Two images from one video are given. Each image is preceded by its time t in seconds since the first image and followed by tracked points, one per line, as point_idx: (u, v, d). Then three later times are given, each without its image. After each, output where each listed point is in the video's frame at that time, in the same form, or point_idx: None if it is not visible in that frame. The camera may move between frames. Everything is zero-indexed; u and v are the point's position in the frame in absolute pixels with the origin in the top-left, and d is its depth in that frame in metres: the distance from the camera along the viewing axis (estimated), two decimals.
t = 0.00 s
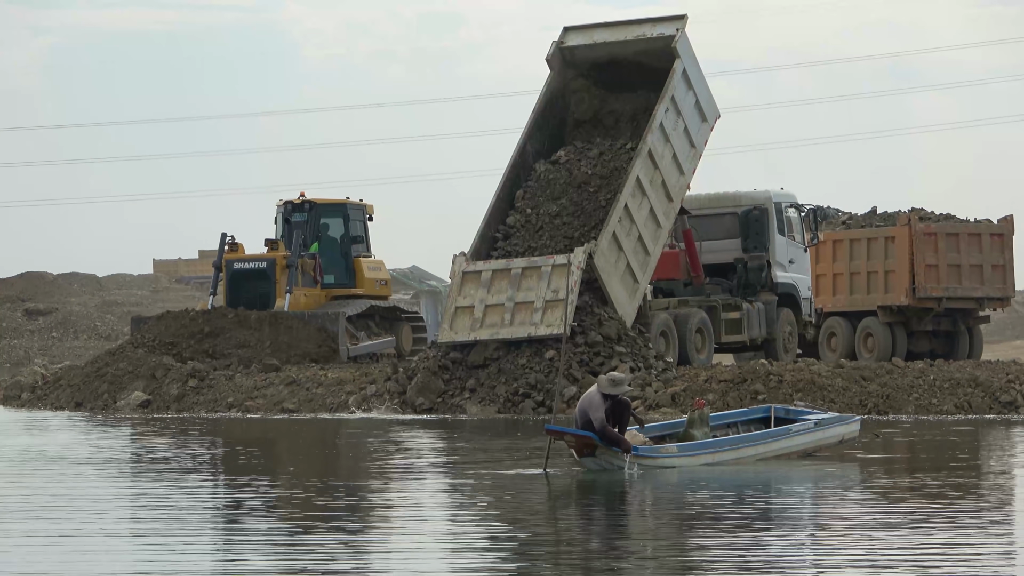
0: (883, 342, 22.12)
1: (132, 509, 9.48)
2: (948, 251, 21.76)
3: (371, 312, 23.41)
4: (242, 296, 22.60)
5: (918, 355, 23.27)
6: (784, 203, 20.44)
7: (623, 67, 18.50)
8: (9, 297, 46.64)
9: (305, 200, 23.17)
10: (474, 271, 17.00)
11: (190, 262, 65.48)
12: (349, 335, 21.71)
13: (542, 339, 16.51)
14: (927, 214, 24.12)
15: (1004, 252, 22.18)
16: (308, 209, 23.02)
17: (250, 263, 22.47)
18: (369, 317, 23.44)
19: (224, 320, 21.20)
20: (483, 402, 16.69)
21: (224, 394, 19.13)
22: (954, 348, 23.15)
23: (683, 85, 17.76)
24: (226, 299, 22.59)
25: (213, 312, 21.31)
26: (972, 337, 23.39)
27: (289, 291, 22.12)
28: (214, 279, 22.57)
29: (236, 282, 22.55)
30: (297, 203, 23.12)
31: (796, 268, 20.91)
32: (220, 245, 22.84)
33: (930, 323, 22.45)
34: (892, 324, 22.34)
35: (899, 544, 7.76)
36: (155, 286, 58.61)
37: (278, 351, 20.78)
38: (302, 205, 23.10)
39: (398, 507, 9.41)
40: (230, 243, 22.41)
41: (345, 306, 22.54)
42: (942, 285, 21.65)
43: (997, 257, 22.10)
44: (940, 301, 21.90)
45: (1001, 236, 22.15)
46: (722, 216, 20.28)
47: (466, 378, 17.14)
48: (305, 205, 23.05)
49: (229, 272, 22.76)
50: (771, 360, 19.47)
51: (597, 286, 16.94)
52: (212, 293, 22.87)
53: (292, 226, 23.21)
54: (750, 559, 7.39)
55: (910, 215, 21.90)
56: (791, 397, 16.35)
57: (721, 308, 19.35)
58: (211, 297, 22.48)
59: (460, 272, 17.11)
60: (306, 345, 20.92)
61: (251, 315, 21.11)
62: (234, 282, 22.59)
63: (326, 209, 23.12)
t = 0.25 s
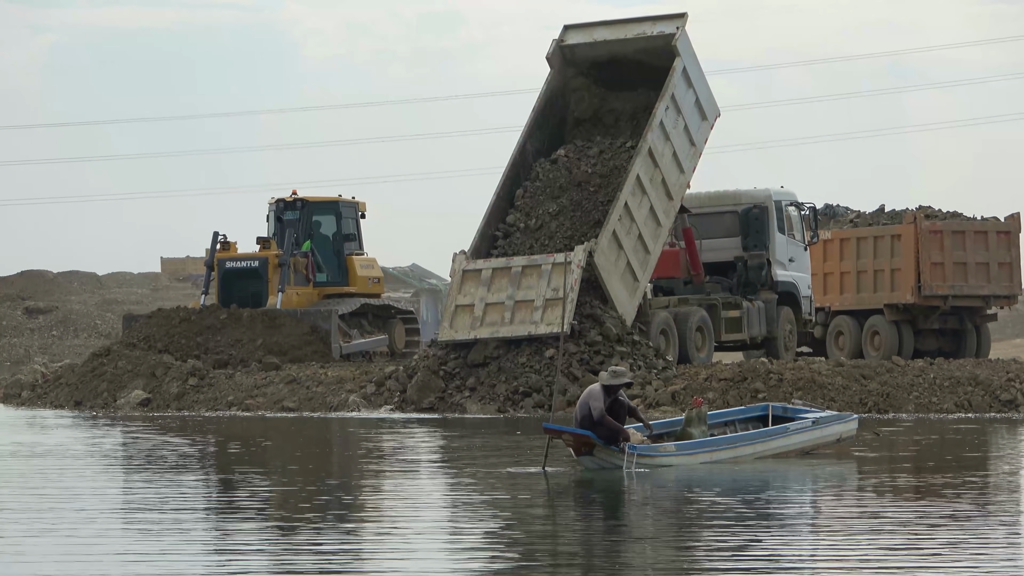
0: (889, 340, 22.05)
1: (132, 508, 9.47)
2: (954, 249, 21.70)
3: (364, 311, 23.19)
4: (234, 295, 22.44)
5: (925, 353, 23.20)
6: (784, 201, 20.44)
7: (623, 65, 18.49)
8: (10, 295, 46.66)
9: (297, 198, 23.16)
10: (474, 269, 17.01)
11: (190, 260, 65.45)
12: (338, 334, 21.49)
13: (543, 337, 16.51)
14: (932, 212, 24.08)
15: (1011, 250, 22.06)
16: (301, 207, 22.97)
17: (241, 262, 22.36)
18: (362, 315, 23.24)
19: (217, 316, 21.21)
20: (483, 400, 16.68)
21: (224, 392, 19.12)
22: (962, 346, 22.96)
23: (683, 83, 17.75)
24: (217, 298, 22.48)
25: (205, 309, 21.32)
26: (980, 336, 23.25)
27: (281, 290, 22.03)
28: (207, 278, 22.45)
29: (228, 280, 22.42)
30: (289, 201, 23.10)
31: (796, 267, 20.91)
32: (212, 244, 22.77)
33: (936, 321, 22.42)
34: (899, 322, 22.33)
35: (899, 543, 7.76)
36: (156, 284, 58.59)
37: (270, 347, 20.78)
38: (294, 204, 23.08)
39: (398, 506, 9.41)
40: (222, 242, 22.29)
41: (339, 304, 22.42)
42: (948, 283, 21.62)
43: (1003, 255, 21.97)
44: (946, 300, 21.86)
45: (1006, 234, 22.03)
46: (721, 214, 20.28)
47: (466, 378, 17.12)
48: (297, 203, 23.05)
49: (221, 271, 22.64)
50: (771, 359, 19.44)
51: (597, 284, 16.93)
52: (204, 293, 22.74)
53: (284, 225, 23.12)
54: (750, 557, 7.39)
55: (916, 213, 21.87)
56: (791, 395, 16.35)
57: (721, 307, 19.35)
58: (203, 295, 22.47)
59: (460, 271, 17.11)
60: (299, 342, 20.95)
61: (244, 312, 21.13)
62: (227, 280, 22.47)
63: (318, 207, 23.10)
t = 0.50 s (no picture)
0: (895, 338, 22.04)
1: (130, 506, 9.46)
2: (960, 247, 21.46)
3: (357, 308, 23.16)
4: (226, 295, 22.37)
5: (933, 351, 23.13)
6: (784, 200, 20.43)
7: (624, 63, 18.48)
8: (10, 293, 46.68)
9: (289, 197, 23.22)
10: (474, 267, 17.00)
11: (192, 258, 65.40)
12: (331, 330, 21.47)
13: (543, 336, 16.51)
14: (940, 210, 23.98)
15: (1018, 247, 21.81)
16: (293, 205, 23.04)
17: (233, 261, 22.26)
18: (355, 312, 23.22)
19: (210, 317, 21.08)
20: (483, 398, 16.68)
21: (225, 390, 19.12)
22: (968, 343, 22.86)
23: (684, 81, 17.74)
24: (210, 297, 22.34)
25: (197, 309, 21.19)
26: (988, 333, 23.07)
27: (274, 287, 21.90)
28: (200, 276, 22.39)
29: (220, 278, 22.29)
30: (281, 199, 23.12)
31: (796, 265, 20.92)
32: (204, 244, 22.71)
33: (943, 318, 22.39)
34: (905, 320, 22.30)
35: (898, 541, 7.74)
36: (156, 281, 58.60)
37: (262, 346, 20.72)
38: (287, 201, 23.12)
39: (397, 505, 9.40)
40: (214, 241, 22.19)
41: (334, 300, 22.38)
42: (954, 281, 21.42)
43: (1009, 252, 21.76)
44: (952, 298, 21.67)
45: (1014, 232, 21.82)
46: (722, 212, 20.29)
47: (467, 376, 17.11)
48: (289, 201, 23.09)
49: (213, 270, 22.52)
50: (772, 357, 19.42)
51: (597, 281, 16.92)
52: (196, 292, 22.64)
53: (277, 223, 23.12)
54: (748, 556, 7.38)
55: (922, 210, 21.68)
56: (792, 393, 16.36)
57: (722, 305, 19.34)
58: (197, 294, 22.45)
59: (461, 269, 17.10)
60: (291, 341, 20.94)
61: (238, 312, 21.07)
62: (219, 279, 22.33)
63: (310, 204, 23.17)
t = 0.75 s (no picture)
0: (903, 338, 22.01)
1: (129, 506, 9.47)
2: (966, 245, 21.47)
3: (351, 307, 23.04)
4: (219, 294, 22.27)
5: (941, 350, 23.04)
6: (785, 198, 20.42)
7: (626, 62, 18.48)
8: (12, 292, 46.70)
9: (283, 195, 23.38)
10: (476, 266, 17.00)
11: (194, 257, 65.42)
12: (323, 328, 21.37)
13: (545, 335, 16.51)
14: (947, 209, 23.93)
15: None
16: (285, 203, 23.22)
17: (226, 259, 22.20)
18: (349, 312, 23.11)
19: (201, 318, 20.95)
20: (484, 398, 16.68)
21: (227, 389, 19.13)
22: (978, 341, 22.70)
23: (685, 80, 17.74)
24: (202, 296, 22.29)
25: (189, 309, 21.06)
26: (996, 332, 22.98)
27: (266, 287, 21.84)
28: (193, 275, 22.37)
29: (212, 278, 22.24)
30: (274, 198, 23.33)
31: (798, 264, 20.93)
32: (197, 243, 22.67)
33: (950, 317, 22.26)
34: (914, 319, 22.22)
35: (899, 540, 7.74)
36: (158, 281, 58.63)
37: (252, 344, 20.54)
38: (280, 200, 23.30)
39: (396, 505, 9.40)
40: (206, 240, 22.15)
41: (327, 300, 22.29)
42: (961, 280, 21.39)
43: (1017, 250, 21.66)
44: (959, 296, 21.64)
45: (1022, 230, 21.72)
46: (723, 211, 20.29)
47: (468, 376, 17.11)
48: (283, 200, 23.27)
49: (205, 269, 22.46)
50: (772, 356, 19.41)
51: (598, 280, 16.92)
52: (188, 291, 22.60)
53: (269, 221, 23.33)
54: (751, 555, 7.37)
55: (929, 209, 21.66)
56: (794, 392, 16.38)
57: (723, 304, 19.34)
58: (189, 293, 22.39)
59: (462, 268, 17.10)
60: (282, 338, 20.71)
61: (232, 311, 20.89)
62: (211, 278, 22.28)
63: (303, 203, 23.29)
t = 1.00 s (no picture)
0: (910, 337, 21.94)
1: (130, 506, 9.47)
2: (974, 244, 21.32)
3: (344, 307, 23.12)
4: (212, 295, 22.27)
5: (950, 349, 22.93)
6: (787, 198, 20.43)
7: (627, 61, 18.48)
8: (13, 291, 46.72)
9: (274, 194, 23.05)
10: (477, 266, 17.00)
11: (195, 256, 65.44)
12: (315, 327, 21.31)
13: (546, 334, 16.51)
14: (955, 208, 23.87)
15: None
16: (280, 202, 22.92)
17: (220, 259, 22.23)
18: (342, 311, 23.18)
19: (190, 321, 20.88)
20: (486, 397, 16.70)
21: (228, 388, 19.15)
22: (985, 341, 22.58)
23: (687, 79, 17.74)
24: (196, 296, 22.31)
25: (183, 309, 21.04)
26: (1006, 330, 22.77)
27: (260, 286, 21.87)
28: (187, 275, 22.42)
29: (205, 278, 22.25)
30: (267, 197, 22.97)
31: (799, 263, 20.93)
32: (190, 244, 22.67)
33: (957, 316, 22.21)
34: (921, 317, 22.19)
35: (901, 539, 7.75)
36: (158, 280, 58.64)
37: (243, 343, 20.52)
38: (273, 199, 22.98)
39: (398, 504, 9.41)
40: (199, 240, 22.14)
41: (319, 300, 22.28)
42: (968, 279, 21.26)
43: None
44: (966, 295, 21.51)
45: None
46: (725, 210, 20.29)
47: (469, 375, 17.11)
48: (275, 198, 22.97)
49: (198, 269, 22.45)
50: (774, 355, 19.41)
51: (600, 280, 16.92)
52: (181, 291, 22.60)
53: (263, 220, 23.06)
54: (753, 555, 7.38)
55: (936, 208, 21.58)
56: (795, 391, 16.39)
57: (724, 303, 19.34)
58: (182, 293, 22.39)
59: (464, 267, 17.10)
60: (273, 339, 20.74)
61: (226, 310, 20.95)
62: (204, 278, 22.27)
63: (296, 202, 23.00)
